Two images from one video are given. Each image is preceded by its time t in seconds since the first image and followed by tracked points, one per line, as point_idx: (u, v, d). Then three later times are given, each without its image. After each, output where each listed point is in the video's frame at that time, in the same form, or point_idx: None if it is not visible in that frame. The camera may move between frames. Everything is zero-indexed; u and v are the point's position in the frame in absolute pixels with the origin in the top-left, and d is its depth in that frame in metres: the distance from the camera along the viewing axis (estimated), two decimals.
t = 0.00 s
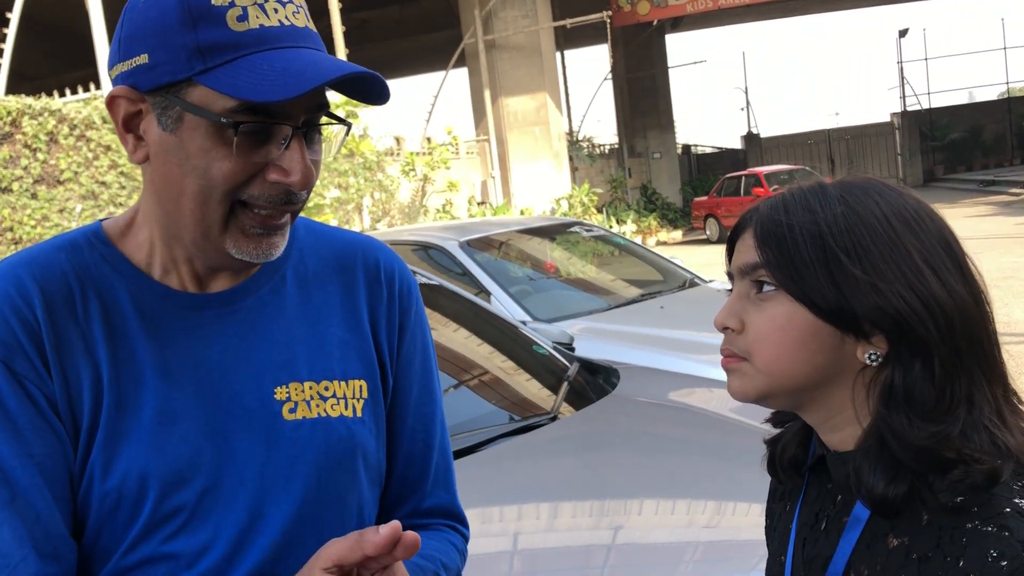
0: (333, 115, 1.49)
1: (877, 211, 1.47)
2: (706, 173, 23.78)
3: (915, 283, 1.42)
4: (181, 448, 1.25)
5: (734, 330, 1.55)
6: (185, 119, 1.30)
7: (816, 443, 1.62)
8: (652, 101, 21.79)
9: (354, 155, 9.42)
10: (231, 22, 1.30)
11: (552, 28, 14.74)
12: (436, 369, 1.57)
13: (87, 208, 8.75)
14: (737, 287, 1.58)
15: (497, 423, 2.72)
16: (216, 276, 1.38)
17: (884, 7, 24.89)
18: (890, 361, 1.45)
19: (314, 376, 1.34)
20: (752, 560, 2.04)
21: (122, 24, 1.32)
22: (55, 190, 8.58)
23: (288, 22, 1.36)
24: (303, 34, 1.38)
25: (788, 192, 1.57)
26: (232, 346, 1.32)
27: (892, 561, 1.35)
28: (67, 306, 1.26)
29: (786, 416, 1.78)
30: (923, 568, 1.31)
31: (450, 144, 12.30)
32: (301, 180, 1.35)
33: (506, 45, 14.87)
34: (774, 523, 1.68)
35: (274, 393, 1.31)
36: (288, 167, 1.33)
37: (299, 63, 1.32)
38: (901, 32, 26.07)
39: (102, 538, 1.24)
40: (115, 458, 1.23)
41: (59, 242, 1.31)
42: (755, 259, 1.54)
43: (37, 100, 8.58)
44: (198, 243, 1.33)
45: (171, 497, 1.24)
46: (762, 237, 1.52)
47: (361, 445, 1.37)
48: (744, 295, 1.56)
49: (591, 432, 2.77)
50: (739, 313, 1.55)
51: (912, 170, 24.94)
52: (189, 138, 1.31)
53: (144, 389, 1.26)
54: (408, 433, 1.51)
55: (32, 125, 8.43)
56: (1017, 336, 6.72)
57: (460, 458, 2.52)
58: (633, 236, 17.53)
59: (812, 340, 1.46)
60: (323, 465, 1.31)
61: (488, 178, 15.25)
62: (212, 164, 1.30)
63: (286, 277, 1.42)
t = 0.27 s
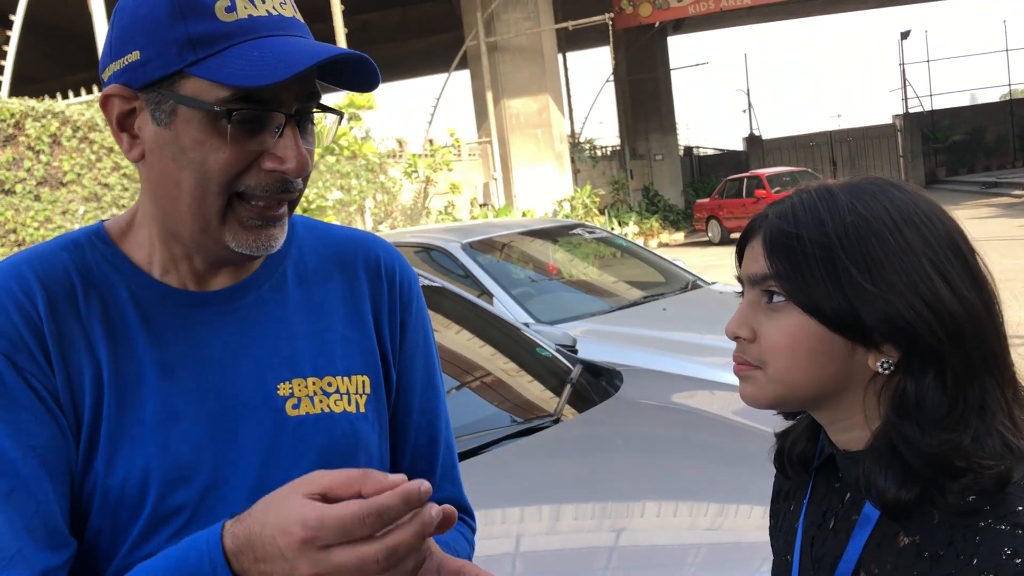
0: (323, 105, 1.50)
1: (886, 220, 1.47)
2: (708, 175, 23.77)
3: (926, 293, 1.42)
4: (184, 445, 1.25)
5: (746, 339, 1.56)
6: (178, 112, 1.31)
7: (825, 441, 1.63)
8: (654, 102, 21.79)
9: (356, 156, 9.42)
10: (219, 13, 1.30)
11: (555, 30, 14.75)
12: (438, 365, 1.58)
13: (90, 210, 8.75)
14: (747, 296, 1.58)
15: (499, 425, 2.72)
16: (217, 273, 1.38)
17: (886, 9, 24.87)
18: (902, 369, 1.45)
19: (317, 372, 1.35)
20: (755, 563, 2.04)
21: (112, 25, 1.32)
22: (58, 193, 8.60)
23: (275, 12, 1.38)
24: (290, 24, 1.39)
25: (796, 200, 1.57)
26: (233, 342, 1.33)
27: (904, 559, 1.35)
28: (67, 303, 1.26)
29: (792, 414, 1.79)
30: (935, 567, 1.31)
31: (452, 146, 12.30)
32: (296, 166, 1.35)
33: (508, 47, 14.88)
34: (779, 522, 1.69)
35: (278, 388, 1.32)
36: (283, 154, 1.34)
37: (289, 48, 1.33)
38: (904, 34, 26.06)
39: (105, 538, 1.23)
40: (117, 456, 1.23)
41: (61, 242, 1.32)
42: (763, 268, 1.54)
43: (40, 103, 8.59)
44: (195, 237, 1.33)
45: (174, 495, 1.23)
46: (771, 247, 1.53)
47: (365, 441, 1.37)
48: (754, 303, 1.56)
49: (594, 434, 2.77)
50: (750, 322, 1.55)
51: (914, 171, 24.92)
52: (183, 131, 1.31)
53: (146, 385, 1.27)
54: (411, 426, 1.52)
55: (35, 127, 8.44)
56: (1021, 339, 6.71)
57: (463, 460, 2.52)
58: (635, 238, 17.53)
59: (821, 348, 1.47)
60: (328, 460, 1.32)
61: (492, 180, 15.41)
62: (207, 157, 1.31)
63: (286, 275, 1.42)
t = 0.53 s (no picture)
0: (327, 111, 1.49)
1: (889, 225, 1.47)
2: (710, 176, 23.76)
3: (934, 296, 1.42)
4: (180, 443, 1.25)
5: (758, 353, 1.52)
6: (184, 120, 1.29)
7: (834, 441, 1.61)
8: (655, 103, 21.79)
9: (358, 157, 9.42)
10: (225, 19, 1.29)
11: (556, 31, 14.74)
12: (436, 364, 1.58)
13: (92, 211, 8.77)
14: (754, 309, 1.56)
15: (501, 426, 2.72)
16: (217, 276, 1.36)
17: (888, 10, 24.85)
18: (917, 373, 1.43)
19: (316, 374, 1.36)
20: (757, 564, 2.04)
21: (113, 32, 1.31)
22: (60, 193, 8.61)
23: (280, 17, 1.37)
24: (294, 28, 1.38)
25: (794, 209, 1.56)
26: (232, 342, 1.33)
27: (920, 558, 1.35)
28: (71, 288, 1.26)
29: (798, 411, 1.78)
30: (952, 567, 1.31)
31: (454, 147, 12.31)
32: (304, 173, 1.34)
33: (510, 47, 14.88)
34: (785, 520, 1.68)
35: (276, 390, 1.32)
36: (291, 161, 1.33)
37: (297, 52, 1.32)
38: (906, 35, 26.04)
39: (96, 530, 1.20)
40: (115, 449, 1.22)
41: (66, 229, 1.32)
42: (769, 281, 1.52)
43: (43, 103, 8.60)
44: (201, 244, 1.31)
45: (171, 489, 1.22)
46: (775, 260, 1.51)
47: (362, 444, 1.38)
48: (762, 316, 1.53)
49: (596, 435, 2.77)
50: (761, 336, 1.52)
51: (916, 172, 24.90)
52: (189, 139, 1.29)
53: (147, 381, 1.27)
54: (408, 420, 1.53)
55: (38, 128, 8.45)
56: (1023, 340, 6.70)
57: (465, 461, 2.52)
58: (637, 238, 17.52)
59: (836, 361, 1.44)
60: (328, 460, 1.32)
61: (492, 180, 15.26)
62: (215, 164, 1.29)
63: (285, 274, 1.42)
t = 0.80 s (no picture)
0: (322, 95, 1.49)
1: (901, 224, 1.46)
2: (710, 176, 23.76)
3: (946, 297, 1.42)
4: (177, 447, 1.24)
5: (763, 355, 1.50)
6: (182, 120, 1.30)
7: (836, 443, 1.61)
8: (656, 103, 21.78)
9: (358, 156, 9.43)
10: (213, 14, 1.29)
11: (557, 30, 14.75)
12: (434, 359, 1.57)
13: (92, 210, 8.77)
14: (759, 307, 1.54)
15: (502, 424, 2.72)
16: (217, 270, 1.37)
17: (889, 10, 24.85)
18: (924, 374, 1.44)
19: (313, 372, 1.34)
20: (757, 563, 2.04)
21: (98, 36, 1.31)
22: (60, 192, 8.61)
23: (265, 7, 1.37)
24: (282, 17, 1.38)
25: (803, 206, 1.54)
26: (227, 343, 1.32)
27: (930, 564, 1.35)
28: (65, 291, 1.26)
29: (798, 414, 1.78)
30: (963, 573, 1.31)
31: (454, 146, 12.30)
32: (308, 161, 1.36)
33: (511, 46, 14.89)
34: (785, 524, 1.69)
35: (273, 391, 1.31)
36: (294, 151, 1.34)
37: (290, 43, 1.33)
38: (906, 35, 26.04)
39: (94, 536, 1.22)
40: (108, 454, 1.22)
41: (61, 232, 1.32)
42: (780, 278, 1.50)
43: (43, 102, 8.61)
44: (210, 239, 1.33)
45: (168, 495, 1.23)
46: (788, 257, 1.49)
47: (361, 441, 1.36)
48: (768, 316, 1.52)
49: (596, 433, 2.77)
50: (767, 337, 1.50)
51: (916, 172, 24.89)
52: (189, 138, 1.31)
53: (141, 383, 1.26)
54: (404, 416, 1.52)
55: (38, 127, 8.46)
56: None
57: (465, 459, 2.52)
58: (637, 238, 17.52)
59: (847, 364, 1.43)
60: (324, 462, 1.31)
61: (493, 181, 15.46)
62: (218, 162, 1.31)
63: (285, 273, 1.42)
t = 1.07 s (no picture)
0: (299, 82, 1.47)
1: (933, 216, 1.47)
2: (709, 174, 23.78)
3: (973, 291, 1.43)
4: (180, 440, 1.25)
5: (783, 339, 1.49)
6: (175, 143, 1.29)
7: (840, 438, 1.61)
8: (655, 101, 21.80)
9: (358, 154, 9.45)
10: (188, 33, 1.24)
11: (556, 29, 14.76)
12: (429, 341, 1.56)
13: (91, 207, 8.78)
14: (781, 291, 1.53)
15: (501, 422, 2.73)
16: (212, 268, 1.37)
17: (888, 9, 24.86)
18: (944, 368, 1.44)
19: (307, 360, 1.35)
20: (755, 561, 2.04)
21: (66, 64, 1.24)
22: (59, 189, 8.62)
23: (234, 10, 1.31)
24: (250, 18, 1.33)
25: (835, 191, 1.54)
26: (222, 334, 1.33)
27: (936, 562, 1.36)
28: (61, 291, 1.27)
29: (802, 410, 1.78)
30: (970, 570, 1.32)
31: (454, 144, 12.30)
32: (303, 159, 1.37)
33: (510, 45, 14.91)
34: (786, 521, 1.69)
35: (268, 379, 1.31)
36: (289, 151, 1.35)
37: (276, 55, 1.31)
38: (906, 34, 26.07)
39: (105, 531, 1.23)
40: (112, 448, 1.22)
41: (51, 233, 1.32)
42: (808, 261, 1.49)
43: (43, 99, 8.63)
44: (217, 246, 1.34)
45: (174, 486, 1.24)
46: (817, 240, 1.49)
47: (359, 426, 1.37)
48: (792, 299, 1.51)
49: (594, 431, 2.78)
50: (788, 322, 1.49)
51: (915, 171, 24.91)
52: (185, 157, 1.30)
53: (143, 377, 1.27)
54: (408, 403, 1.49)
55: (37, 124, 8.48)
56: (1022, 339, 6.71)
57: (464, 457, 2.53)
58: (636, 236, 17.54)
59: (871, 353, 1.42)
60: (322, 447, 1.32)
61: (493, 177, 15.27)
62: (220, 175, 1.31)
63: (274, 264, 1.42)
